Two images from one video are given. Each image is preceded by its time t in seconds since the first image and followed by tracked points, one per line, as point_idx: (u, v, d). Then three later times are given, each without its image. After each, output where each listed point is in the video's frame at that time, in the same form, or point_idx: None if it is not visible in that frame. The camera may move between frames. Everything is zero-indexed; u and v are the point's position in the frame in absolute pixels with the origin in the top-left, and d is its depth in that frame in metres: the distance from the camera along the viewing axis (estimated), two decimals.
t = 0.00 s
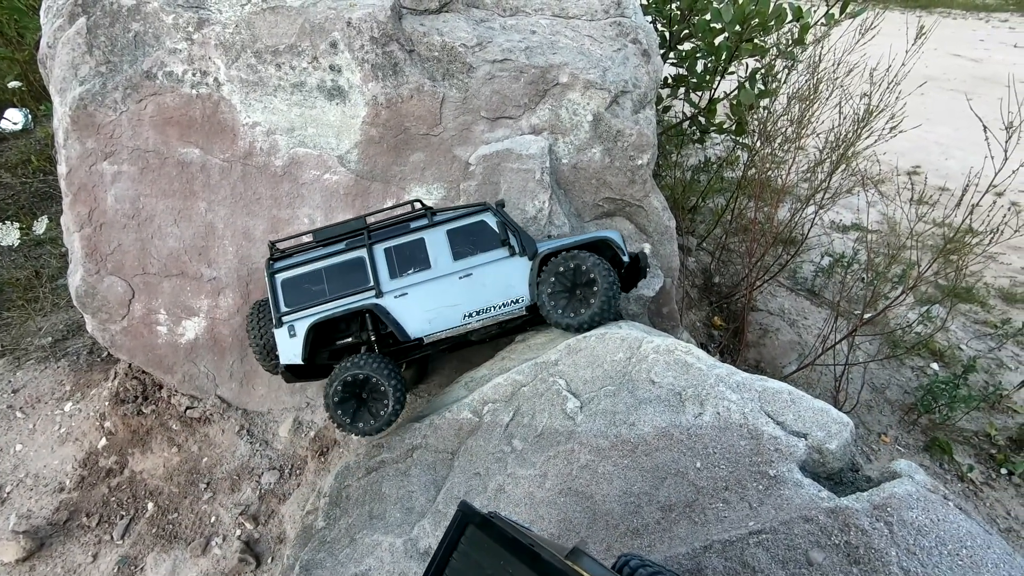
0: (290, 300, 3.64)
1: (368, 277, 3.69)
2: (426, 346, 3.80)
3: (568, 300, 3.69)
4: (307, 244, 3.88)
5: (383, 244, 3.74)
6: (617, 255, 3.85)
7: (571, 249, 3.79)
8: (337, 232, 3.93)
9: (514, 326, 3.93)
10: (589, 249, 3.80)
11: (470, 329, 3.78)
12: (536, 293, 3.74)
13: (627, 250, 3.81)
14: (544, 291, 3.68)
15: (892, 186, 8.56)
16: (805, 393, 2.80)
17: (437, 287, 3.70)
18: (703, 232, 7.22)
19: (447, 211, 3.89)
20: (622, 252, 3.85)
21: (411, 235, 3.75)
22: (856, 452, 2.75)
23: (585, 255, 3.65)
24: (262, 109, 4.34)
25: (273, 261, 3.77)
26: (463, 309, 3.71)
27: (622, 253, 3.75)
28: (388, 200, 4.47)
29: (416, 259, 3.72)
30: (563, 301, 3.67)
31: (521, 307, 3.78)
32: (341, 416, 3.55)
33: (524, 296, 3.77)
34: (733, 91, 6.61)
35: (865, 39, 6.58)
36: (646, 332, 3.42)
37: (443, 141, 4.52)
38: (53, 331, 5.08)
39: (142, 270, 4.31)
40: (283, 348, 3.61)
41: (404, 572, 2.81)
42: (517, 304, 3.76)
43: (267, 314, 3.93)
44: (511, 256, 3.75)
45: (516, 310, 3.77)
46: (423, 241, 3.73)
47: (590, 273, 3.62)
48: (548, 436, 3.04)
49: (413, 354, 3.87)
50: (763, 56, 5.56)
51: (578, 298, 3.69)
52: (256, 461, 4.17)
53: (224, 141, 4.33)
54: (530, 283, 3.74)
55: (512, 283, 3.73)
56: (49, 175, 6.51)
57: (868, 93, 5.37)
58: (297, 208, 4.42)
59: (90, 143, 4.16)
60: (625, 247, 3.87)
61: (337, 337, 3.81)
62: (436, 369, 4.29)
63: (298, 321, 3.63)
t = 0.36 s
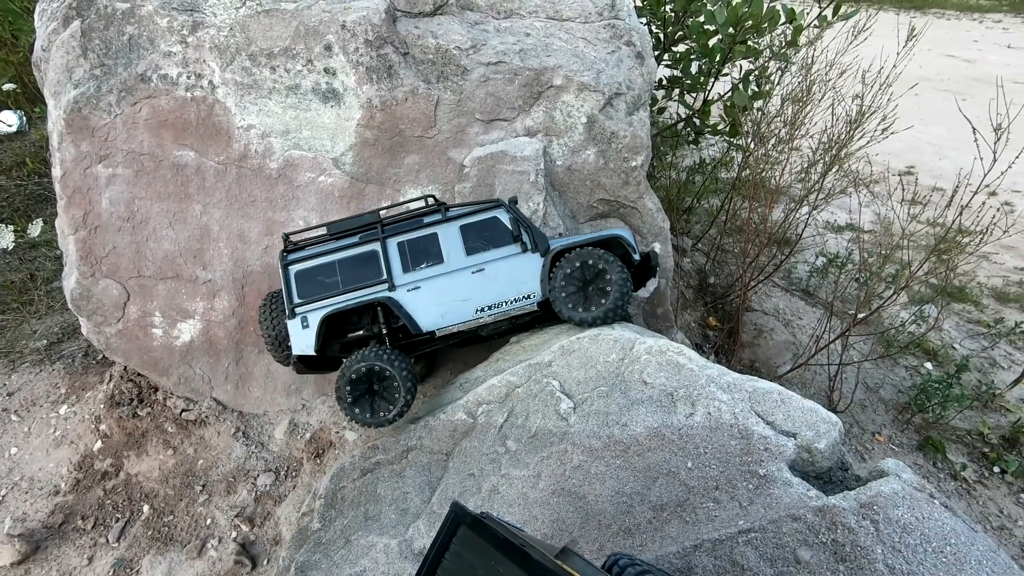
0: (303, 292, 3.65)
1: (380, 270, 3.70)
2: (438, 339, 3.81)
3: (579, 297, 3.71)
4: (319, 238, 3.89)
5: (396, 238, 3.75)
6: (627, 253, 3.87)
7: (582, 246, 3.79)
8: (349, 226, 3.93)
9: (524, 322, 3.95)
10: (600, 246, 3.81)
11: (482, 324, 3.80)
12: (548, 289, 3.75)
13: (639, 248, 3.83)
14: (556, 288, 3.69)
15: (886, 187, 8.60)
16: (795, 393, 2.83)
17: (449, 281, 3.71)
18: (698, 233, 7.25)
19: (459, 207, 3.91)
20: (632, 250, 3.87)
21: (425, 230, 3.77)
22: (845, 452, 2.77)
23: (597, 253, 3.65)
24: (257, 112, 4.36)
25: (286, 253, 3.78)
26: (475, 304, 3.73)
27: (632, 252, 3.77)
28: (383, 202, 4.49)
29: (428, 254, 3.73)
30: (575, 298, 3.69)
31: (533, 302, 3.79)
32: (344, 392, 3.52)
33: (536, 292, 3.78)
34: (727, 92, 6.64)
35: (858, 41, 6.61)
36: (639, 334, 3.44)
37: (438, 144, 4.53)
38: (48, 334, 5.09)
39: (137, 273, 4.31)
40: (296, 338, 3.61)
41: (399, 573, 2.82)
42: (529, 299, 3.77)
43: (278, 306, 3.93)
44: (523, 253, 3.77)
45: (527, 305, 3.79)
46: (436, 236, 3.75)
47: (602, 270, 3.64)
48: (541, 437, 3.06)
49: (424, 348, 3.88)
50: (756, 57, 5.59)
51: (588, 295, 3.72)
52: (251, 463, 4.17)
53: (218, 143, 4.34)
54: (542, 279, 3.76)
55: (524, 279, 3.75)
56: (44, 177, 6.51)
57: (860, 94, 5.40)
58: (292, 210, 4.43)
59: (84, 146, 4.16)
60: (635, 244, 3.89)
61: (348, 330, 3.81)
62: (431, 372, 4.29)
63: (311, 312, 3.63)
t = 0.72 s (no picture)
0: (312, 297, 3.64)
1: (390, 274, 3.70)
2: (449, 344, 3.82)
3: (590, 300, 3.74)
4: (328, 241, 3.88)
5: (405, 242, 3.74)
6: (636, 256, 3.91)
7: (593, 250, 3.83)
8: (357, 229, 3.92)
9: (532, 325, 3.97)
10: (610, 250, 3.86)
11: (492, 328, 3.81)
12: (558, 293, 3.77)
13: (648, 251, 3.87)
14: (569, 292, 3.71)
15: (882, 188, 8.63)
16: (791, 400, 2.84)
17: (460, 285, 3.72)
18: (695, 236, 7.27)
19: (468, 210, 3.90)
20: (641, 253, 3.91)
21: (434, 233, 3.76)
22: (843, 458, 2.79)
23: (609, 258, 3.70)
24: (254, 118, 4.36)
25: (294, 257, 3.77)
26: (486, 308, 3.74)
27: (642, 255, 3.82)
28: (380, 207, 4.50)
29: (438, 257, 3.73)
30: (586, 302, 3.72)
31: (543, 307, 3.81)
32: (359, 383, 3.50)
33: (546, 296, 3.80)
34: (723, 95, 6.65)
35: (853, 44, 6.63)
36: (637, 340, 3.45)
37: (435, 149, 4.54)
38: (45, 340, 5.08)
39: (134, 279, 4.30)
40: (306, 344, 3.61)
41: None
42: (538, 303, 3.79)
43: (286, 310, 3.93)
44: (533, 257, 3.78)
45: (538, 309, 3.80)
46: (445, 240, 3.75)
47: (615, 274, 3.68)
48: (539, 444, 3.06)
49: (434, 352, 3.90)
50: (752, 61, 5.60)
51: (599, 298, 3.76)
52: (249, 469, 4.16)
53: (215, 150, 4.34)
54: (552, 283, 3.77)
55: (535, 283, 3.76)
56: (40, 181, 6.50)
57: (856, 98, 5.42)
58: (290, 216, 4.44)
59: (81, 152, 4.15)
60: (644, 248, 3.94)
61: (358, 334, 3.82)
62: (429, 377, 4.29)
63: (320, 317, 3.63)
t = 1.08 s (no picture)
0: (323, 290, 3.62)
1: (402, 269, 3.70)
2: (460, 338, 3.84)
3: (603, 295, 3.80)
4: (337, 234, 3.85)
5: (417, 237, 3.74)
6: (647, 252, 3.96)
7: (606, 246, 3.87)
8: (367, 222, 3.90)
9: (539, 321, 4.00)
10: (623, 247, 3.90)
11: (503, 324, 3.83)
12: (570, 291, 3.81)
13: (659, 248, 3.92)
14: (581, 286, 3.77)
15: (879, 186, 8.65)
16: (789, 393, 2.86)
17: (472, 281, 3.73)
18: (692, 234, 7.28)
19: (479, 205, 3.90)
20: (653, 250, 3.95)
21: (446, 228, 3.76)
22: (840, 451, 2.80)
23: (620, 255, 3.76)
24: (251, 116, 4.35)
25: (304, 250, 3.74)
26: (498, 304, 3.75)
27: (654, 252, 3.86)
28: (378, 205, 4.51)
29: (450, 252, 3.73)
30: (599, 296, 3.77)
31: (555, 303, 3.84)
32: (379, 369, 3.44)
33: (557, 293, 3.83)
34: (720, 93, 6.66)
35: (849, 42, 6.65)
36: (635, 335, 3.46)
37: (432, 147, 4.54)
38: (42, 340, 5.07)
39: (131, 278, 4.29)
40: (317, 337, 3.61)
41: None
42: (550, 300, 3.82)
43: (295, 303, 3.90)
44: (545, 253, 3.80)
45: (549, 306, 3.83)
46: (457, 235, 3.75)
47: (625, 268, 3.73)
48: (538, 439, 3.07)
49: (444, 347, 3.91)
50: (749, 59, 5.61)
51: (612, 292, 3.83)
52: (248, 468, 4.15)
53: (212, 148, 4.33)
54: (563, 280, 3.80)
55: (546, 280, 3.78)
56: (37, 182, 6.48)
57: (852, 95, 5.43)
58: (287, 214, 4.43)
59: (77, 151, 4.14)
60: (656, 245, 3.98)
61: (367, 328, 3.82)
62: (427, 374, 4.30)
63: (331, 311, 3.62)
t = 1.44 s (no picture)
0: (326, 293, 3.62)
1: (406, 273, 3.70)
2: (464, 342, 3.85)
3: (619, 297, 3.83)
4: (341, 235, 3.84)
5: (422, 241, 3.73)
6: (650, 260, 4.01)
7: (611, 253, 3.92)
8: (371, 224, 3.89)
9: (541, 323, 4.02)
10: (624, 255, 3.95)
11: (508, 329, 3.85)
12: (576, 297, 3.82)
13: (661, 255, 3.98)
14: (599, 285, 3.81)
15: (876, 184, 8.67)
16: (785, 392, 2.86)
17: (477, 286, 3.73)
18: (690, 232, 7.29)
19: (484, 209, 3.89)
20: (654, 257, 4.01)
21: (451, 233, 3.76)
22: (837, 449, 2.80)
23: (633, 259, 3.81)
24: (247, 116, 4.35)
25: (306, 251, 3.73)
26: (503, 309, 3.77)
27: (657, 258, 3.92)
28: (375, 205, 4.50)
29: (455, 257, 3.73)
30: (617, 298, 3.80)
31: (561, 310, 3.84)
32: (390, 370, 3.46)
33: (563, 299, 3.84)
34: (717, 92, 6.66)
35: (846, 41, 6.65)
36: (633, 335, 3.46)
37: (430, 146, 4.54)
38: (39, 341, 5.07)
39: (128, 279, 4.29)
40: (321, 341, 3.61)
41: None
42: (555, 306, 3.83)
43: (297, 303, 3.90)
44: (550, 260, 3.81)
45: (554, 312, 3.84)
46: (462, 240, 3.75)
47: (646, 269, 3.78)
48: (535, 439, 3.07)
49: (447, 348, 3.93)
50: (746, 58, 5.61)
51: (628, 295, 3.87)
52: (246, 468, 4.15)
53: (209, 148, 4.33)
54: (568, 287, 3.81)
55: (552, 287, 3.80)
56: (33, 182, 6.47)
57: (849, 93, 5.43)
58: (285, 214, 4.43)
59: (74, 152, 4.13)
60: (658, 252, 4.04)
61: (371, 330, 3.83)
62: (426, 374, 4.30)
63: (335, 315, 3.62)
